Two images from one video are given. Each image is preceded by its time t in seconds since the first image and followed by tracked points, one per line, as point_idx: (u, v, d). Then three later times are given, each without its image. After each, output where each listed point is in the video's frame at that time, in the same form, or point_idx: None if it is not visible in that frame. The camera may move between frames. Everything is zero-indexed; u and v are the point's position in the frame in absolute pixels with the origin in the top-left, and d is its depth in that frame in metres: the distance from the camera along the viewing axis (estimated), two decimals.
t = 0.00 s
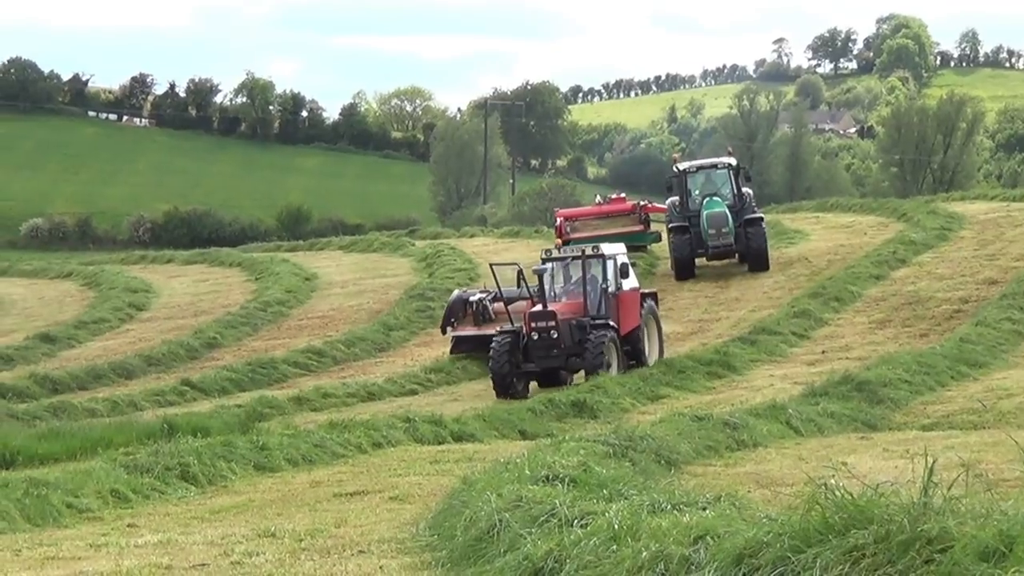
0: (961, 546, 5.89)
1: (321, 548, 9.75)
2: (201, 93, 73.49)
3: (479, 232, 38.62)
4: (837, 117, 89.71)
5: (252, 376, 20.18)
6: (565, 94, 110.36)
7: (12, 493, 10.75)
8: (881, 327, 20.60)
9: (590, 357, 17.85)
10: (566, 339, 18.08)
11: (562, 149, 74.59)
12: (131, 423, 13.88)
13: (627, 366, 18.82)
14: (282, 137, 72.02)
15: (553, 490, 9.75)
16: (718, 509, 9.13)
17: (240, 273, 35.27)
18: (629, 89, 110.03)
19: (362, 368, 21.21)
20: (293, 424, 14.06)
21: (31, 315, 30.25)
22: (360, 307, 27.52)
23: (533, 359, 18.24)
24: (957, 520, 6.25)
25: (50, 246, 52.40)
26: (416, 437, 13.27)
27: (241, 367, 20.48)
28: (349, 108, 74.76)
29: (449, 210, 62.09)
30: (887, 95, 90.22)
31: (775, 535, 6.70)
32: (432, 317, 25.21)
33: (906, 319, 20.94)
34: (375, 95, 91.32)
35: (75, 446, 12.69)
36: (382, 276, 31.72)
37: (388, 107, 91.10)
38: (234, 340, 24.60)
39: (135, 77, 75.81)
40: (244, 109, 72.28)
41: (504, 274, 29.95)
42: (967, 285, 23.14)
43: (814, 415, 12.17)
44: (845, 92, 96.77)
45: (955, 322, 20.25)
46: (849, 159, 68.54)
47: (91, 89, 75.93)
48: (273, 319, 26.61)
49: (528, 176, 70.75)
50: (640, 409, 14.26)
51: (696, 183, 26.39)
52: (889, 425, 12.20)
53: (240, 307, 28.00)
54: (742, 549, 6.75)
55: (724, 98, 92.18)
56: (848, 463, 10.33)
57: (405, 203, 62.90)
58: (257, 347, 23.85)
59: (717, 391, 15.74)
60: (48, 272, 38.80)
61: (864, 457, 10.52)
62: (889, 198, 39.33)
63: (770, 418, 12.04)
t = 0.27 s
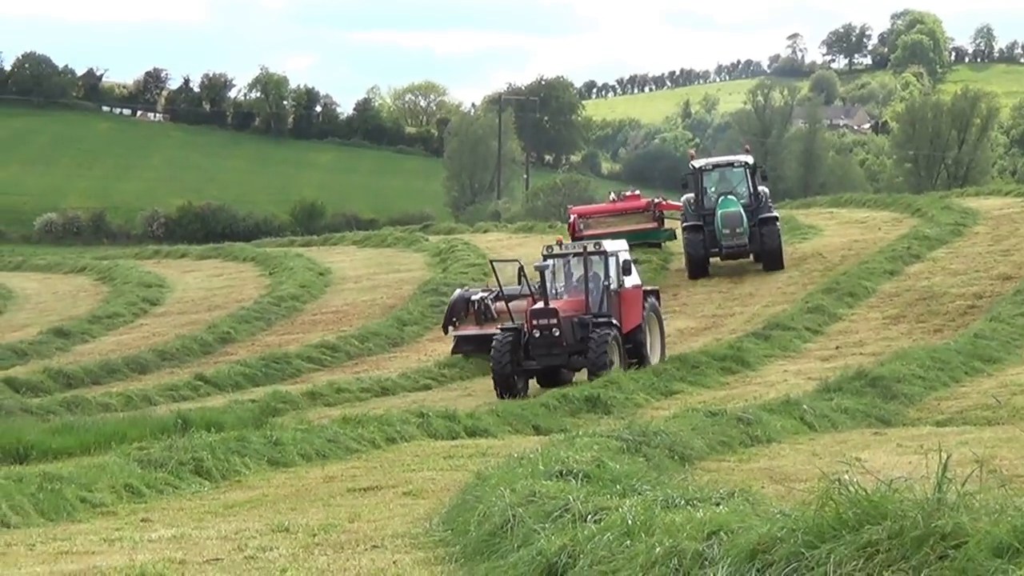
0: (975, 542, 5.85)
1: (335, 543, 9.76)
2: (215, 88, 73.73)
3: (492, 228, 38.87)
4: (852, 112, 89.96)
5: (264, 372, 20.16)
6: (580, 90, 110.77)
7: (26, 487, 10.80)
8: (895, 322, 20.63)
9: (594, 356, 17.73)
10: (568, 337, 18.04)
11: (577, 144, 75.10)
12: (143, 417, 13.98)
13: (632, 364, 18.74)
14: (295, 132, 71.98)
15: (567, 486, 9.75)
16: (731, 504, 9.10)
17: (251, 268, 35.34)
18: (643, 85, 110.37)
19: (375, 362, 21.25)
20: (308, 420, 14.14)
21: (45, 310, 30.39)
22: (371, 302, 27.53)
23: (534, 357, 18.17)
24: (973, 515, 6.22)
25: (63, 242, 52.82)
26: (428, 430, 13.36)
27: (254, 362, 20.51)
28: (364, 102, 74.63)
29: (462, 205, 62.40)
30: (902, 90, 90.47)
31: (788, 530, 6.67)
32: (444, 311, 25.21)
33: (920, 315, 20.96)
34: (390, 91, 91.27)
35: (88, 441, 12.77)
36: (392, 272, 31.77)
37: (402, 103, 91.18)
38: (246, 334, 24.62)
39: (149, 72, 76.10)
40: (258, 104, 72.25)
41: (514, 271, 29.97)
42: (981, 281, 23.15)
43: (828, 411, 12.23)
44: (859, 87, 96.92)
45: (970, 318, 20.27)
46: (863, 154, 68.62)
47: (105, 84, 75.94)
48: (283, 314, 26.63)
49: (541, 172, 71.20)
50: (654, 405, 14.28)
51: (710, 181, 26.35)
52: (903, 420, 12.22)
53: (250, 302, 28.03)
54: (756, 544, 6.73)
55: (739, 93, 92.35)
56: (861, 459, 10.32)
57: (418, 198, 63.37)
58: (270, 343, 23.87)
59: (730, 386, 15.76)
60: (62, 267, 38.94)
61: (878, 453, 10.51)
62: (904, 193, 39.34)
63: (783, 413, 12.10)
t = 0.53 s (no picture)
0: (985, 536, 5.82)
1: (344, 536, 9.76)
2: (226, 81, 73.66)
3: (503, 222, 39.53)
4: (863, 107, 90.49)
5: (275, 365, 20.30)
6: (592, 84, 111.50)
7: (36, 480, 10.83)
8: (905, 317, 20.81)
9: (593, 353, 17.66)
10: (566, 334, 17.93)
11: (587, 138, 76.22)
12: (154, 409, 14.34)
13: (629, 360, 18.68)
14: (307, 125, 72.04)
15: (576, 479, 9.76)
16: (740, 498, 9.06)
17: (261, 262, 35.46)
18: (655, 79, 111.16)
19: (386, 356, 21.39)
20: (318, 412, 14.27)
21: (55, 302, 30.50)
22: (381, 295, 27.65)
23: (532, 354, 18.05)
24: (982, 510, 6.15)
25: (72, 234, 53.12)
26: (439, 424, 13.53)
27: (265, 355, 20.65)
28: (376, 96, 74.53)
29: (473, 198, 62.93)
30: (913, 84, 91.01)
31: (799, 525, 6.67)
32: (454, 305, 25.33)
33: (930, 310, 21.14)
34: (400, 84, 91.57)
35: (99, 434, 12.84)
36: (402, 266, 31.89)
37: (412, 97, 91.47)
38: (257, 326, 24.73)
39: (159, 65, 75.88)
40: (268, 96, 72.18)
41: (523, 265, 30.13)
42: (990, 277, 23.32)
43: (837, 405, 12.47)
44: (870, 82, 97.48)
45: (980, 313, 20.46)
46: (874, 149, 68.94)
47: (116, 77, 75.84)
48: (293, 307, 26.74)
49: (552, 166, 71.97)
50: (664, 399, 14.53)
51: (721, 177, 26.42)
52: (914, 415, 12.41)
53: (260, 295, 28.15)
54: (765, 539, 6.77)
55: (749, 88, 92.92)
56: (871, 453, 10.37)
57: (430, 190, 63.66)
58: (281, 335, 23.97)
59: (740, 379, 16.04)
60: (72, 259, 39.08)
61: (887, 447, 10.58)
62: (913, 189, 39.56)
63: (793, 409, 12.31)
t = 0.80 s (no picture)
0: (991, 529, 5.75)
1: (350, 528, 9.76)
2: (231, 74, 74.00)
3: (508, 215, 40.02)
4: (869, 99, 90.95)
5: (281, 358, 20.39)
6: (598, 76, 112.02)
7: (41, 472, 10.86)
8: (910, 309, 21.07)
9: (590, 347, 17.46)
10: (562, 328, 17.78)
11: (592, 131, 76.99)
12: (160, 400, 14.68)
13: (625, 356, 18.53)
14: (313, 117, 72.02)
15: (581, 472, 9.76)
16: (746, 489, 8.99)
17: (266, 255, 35.57)
18: (660, 72, 111.80)
19: (392, 348, 21.51)
20: (323, 406, 14.41)
21: (61, 294, 30.56)
22: (386, 288, 27.75)
23: (527, 348, 17.89)
24: (987, 502, 6.08)
25: (79, 226, 53.41)
26: (445, 418, 13.67)
27: (271, 348, 20.76)
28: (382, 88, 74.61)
29: (479, 189, 63.32)
30: (919, 77, 91.49)
31: (804, 517, 6.66)
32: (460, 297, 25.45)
33: (935, 303, 21.38)
34: (405, 76, 91.58)
35: (104, 427, 12.89)
36: (407, 259, 32.01)
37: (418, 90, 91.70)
38: (264, 319, 24.84)
39: (165, 58, 76.34)
40: (274, 89, 72.19)
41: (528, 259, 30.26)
42: (995, 269, 23.53)
43: (843, 396, 12.74)
44: (876, 74, 97.94)
45: (985, 305, 20.68)
46: (880, 142, 69.21)
47: (121, 70, 76.38)
48: (299, 300, 26.83)
49: (559, 158, 72.58)
50: (669, 392, 14.95)
51: (727, 171, 26.41)
52: (919, 408, 12.65)
53: (266, 288, 28.25)
54: (771, 531, 6.78)
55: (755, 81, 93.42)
56: (877, 446, 10.39)
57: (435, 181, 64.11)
58: (287, 327, 24.05)
59: (746, 372, 16.44)
60: (78, 252, 39.16)
61: (893, 440, 10.64)
62: (917, 181, 39.77)
63: (799, 400, 12.53)
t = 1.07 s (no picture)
0: (1002, 523, 5.73)
1: (356, 522, 9.75)
2: (237, 68, 73.71)
3: (515, 208, 40.22)
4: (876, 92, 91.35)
5: (288, 351, 20.45)
6: (604, 70, 112.56)
7: (48, 466, 10.87)
8: (916, 303, 21.20)
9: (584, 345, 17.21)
10: (557, 326, 17.52)
11: (597, 125, 77.70)
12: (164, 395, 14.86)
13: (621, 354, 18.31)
14: (319, 112, 71.95)
15: (588, 465, 9.76)
16: (753, 482, 8.94)
17: (273, 249, 35.63)
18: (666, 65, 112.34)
19: (398, 342, 21.59)
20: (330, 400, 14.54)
21: (68, 288, 30.60)
22: (393, 281, 27.80)
23: (521, 346, 17.61)
24: (995, 497, 6.02)
25: (84, 221, 53.71)
26: (451, 411, 13.75)
27: (278, 342, 20.82)
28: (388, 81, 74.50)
29: (484, 183, 63.83)
30: (925, 70, 91.91)
31: (810, 509, 6.61)
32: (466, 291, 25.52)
33: (941, 296, 21.50)
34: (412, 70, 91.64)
35: (110, 420, 12.92)
36: (413, 253, 32.08)
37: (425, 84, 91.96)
38: (270, 313, 24.89)
39: (170, 51, 75.85)
40: (280, 83, 72.15)
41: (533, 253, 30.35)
42: (1002, 262, 23.63)
43: (849, 390, 12.91)
44: (881, 68, 98.44)
45: (991, 298, 20.80)
46: (885, 135, 69.43)
47: (127, 64, 75.52)
48: (306, 293, 26.89)
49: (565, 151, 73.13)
50: (675, 383, 15.48)
51: (732, 168, 26.35)
52: (926, 401, 12.82)
53: (273, 282, 28.31)
54: (777, 523, 6.73)
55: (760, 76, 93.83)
56: (884, 439, 10.42)
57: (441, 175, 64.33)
58: (293, 321, 24.08)
59: (752, 365, 16.73)
60: (84, 246, 39.22)
61: (900, 433, 10.68)
62: (923, 175, 39.95)
63: (806, 394, 12.70)
